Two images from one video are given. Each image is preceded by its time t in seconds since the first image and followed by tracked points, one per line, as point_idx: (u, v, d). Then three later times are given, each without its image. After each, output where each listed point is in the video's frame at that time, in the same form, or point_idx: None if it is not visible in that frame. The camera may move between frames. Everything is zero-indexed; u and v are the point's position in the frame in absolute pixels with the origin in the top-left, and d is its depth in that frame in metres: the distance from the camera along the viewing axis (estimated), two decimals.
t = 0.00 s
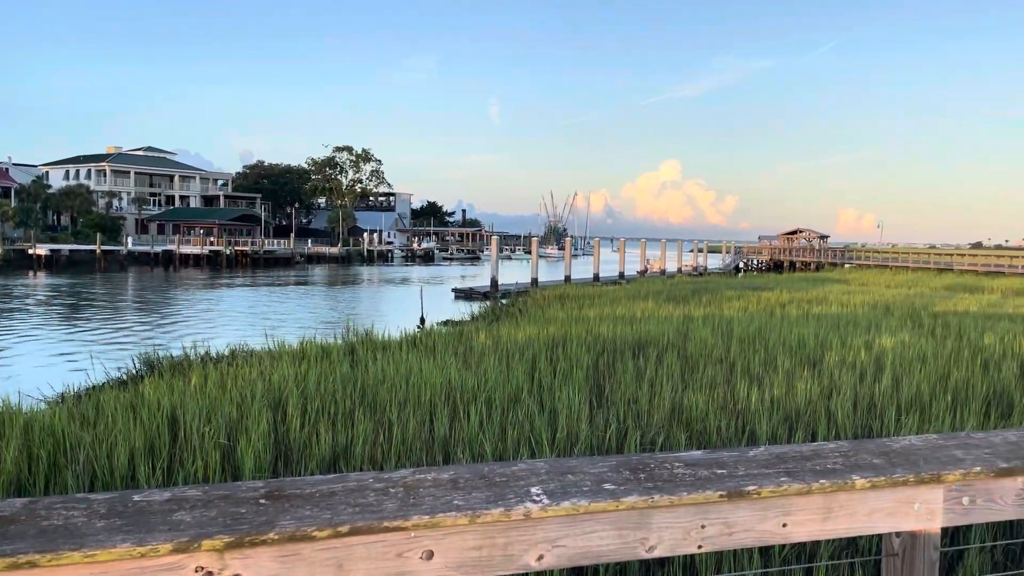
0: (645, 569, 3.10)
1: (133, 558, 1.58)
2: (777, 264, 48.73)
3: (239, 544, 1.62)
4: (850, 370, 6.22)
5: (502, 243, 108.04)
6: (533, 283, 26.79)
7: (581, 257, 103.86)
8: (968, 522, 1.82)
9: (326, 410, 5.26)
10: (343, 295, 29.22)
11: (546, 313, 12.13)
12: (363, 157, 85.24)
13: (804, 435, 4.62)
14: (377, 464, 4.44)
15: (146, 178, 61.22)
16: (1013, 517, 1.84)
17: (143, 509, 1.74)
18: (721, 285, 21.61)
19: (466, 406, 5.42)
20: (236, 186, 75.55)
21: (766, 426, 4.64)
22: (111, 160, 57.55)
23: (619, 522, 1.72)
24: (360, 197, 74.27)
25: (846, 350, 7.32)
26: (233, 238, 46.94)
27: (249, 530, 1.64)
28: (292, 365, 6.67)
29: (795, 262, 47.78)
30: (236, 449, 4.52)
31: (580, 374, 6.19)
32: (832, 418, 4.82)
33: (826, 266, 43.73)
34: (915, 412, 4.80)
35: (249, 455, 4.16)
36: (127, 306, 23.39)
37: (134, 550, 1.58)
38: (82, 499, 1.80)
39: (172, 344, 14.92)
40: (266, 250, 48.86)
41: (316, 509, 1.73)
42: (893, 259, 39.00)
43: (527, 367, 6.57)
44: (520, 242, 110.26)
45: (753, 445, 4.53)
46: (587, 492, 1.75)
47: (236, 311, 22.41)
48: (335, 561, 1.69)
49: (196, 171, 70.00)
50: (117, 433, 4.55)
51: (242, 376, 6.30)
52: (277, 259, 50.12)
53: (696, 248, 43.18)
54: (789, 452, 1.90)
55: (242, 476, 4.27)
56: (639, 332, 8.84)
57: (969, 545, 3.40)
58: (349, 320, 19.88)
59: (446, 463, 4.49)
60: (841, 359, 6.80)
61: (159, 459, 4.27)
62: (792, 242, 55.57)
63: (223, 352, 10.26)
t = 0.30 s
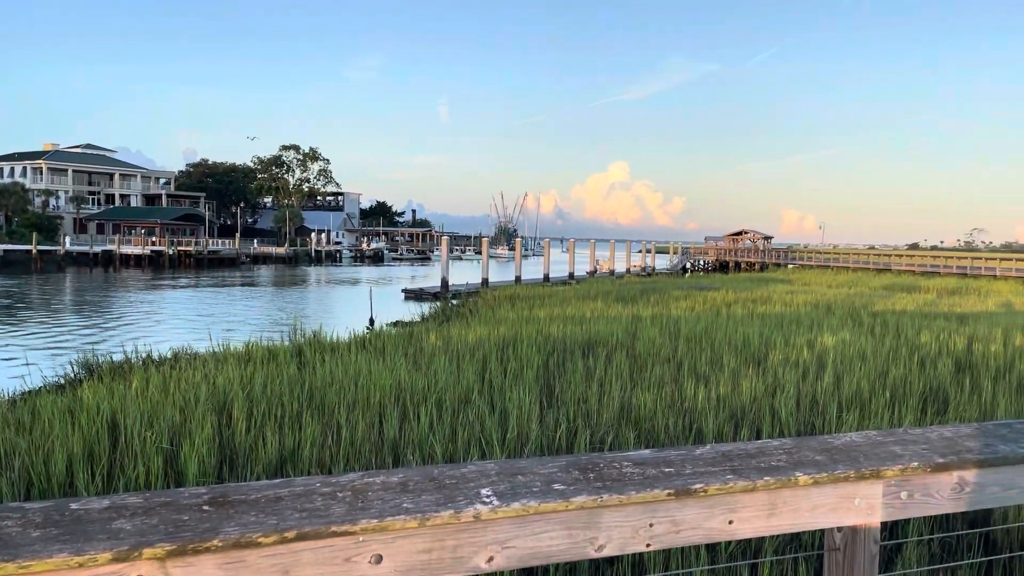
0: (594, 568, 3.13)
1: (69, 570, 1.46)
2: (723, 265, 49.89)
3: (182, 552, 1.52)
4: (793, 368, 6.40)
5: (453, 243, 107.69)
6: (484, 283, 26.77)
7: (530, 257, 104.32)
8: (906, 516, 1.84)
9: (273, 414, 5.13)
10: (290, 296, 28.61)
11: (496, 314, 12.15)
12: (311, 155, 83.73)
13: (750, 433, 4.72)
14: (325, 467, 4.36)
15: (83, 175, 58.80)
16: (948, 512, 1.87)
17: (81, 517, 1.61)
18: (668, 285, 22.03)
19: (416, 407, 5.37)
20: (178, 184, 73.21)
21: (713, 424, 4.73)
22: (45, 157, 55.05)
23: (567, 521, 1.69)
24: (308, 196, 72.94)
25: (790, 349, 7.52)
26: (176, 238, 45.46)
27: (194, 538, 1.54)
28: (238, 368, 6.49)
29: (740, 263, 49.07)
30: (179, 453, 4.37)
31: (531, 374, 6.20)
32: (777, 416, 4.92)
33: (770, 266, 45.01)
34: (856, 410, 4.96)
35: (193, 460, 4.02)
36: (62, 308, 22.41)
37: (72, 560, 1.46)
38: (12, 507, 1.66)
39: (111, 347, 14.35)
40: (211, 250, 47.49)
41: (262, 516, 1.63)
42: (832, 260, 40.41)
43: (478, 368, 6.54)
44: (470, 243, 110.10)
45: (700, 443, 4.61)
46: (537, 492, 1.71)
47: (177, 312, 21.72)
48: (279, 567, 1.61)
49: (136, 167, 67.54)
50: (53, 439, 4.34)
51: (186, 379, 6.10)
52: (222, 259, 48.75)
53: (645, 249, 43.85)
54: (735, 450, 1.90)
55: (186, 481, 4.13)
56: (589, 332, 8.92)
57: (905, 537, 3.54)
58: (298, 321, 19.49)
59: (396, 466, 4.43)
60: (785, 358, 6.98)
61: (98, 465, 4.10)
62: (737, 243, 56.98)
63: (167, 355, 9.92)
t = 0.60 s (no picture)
0: (546, 569, 3.13)
1: None
2: (671, 266, 50.84)
3: (124, 562, 1.35)
4: (740, 367, 6.55)
5: (404, 244, 106.96)
6: (435, 284, 26.64)
7: (481, 258, 104.42)
8: (850, 512, 1.88)
9: (219, 418, 4.97)
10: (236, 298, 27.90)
11: (448, 315, 12.10)
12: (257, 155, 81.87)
13: (698, 432, 4.81)
14: (274, 472, 4.24)
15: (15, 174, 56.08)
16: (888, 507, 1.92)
17: (13, 529, 1.42)
18: (619, 286, 22.33)
19: (366, 410, 5.28)
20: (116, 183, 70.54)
21: (662, 424, 4.80)
22: None
23: (520, 523, 1.61)
24: (254, 196, 71.32)
25: (737, 348, 7.70)
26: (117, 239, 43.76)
27: (135, 547, 1.37)
28: (182, 373, 6.27)
29: (687, 264, 50.11)
30: (120, 461, 4.18)
31: (482, 376, 6.17)
32: (724, 415, 5.03)
33: (716, 267, 46.13)
34: (802, 407, 5.11)
35: (135, 467, 3.86)
36: None
37: None
38: None
39: (46, 351, 13.70)
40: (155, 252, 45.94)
41: (208, 522, 1.47)
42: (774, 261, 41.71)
43: (429, 370, 6.48)
44: (421, 243, 109.46)
45: (649, 443, 4.67)
46: (489, 494, 1.61)
47: (118, 315, 20.99)
48: None
49: (71, 166, 64.74)
50: None
51: (128, 385, 5.86)
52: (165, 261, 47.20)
53: (595, 250, 44.36)
54: (684, 449, 1.90)
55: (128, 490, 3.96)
56: (540, 332, 8.96)
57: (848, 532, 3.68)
58: (244, 324, 19.01)
59: (345, 470, 4.34)
60: (731, 357, 7.14)
61: (33, 475, 3.89)
62: (684, 244, 58.18)
63: (106, 359, 9.54)
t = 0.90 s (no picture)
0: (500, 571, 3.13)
1: None
2: (620, 269, 51.53)
3: None
4: (688, 367, 6.68)
5: (354, 246, 105.58)
6: (386, 287, 26.36)
7: (433, 260, 103.89)
8: (798, 509, 1.93)
9: (163, 425, 4.80)
10: (181, 301, 27.06)
11: (399, 318, 11.98)
12: (201, 155, 79.63)
13: (649, 431, 4.87)
14: (222, 479, 4.14)
15: None
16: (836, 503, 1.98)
17: None
18: (570, 288, 22.54)
19: (316, 414, 5.18)
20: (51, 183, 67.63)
21: (614, 424, 4.85)
22: None
23: (477, 527, 1.57)
24: (198, 197, 69.32)
25: (685, 349, 7.85)
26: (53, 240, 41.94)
27: (78, 560, 1.26)
28: (124, 378, 6.05)
29: (636, 266, 50.90)
30: (59, 470, 4.01)
31: (434, 378, 6.13)
32: (673, 415, 5.12)
33: (665, 269, 46.97)
34: (749, 407, 5.23)
35: (77, 476, 3.71)
36: None
37: None
38: None
39: None
40: (95, 254, 44.24)
41: (155, 532, 1.37)
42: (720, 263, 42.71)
43: (381, 373, 6.40)
44: (371, 245, 108.19)
45: (602, 443, 4.71)
46: (446, 497, 1.56)
47: (55, 320, 20.09)
48: None
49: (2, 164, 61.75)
50: None
51: (67, 391, 5.63)
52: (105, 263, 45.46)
53: (547, 252, 44.61)
54: (639, 449, 1.91)
55: (69, 500, 3.80)
56: (492, 334, 8.96)
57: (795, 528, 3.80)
58: (190, 328, 18.46)
59: (296, 476, 4.25)
60: (680, 358, 7.27)
61: None
62: (634, 247, 59.08)
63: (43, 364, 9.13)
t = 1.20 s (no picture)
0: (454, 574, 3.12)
1: None
2: (571, 270, 51.94)
3: None
4: (640, 368, 6.78)
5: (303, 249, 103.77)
6: (336, 289, 25.96)
7: (383, 263, 102.85)
8: (749, 506, 1.98)
9: (106, 433, 4.63)
10: (121, 306, 26.13)
11: (349, 321, 11.79)
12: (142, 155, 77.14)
13: (601, 432, 4.92)
14: (169, 488, 4.01)
15: None
16: (784, 500, 2.03)
17: None
18: (522, 290, 22.61)
19: (266, 420, 5.07)
20: None
21: (567, 426, 4.88)
22: None
23: (433, 531, 1.55)
24: (139, 198, 67.07)
25: (636, 350, 7.95)
26: None
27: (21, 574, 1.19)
28: (64, 385, 5.81)
29: (587, 268, 51.36)
30: None
31: (386, 383, 6.06)
32: (625, 415, 5.18)
33: (615, 271, 47.59)
34: (699, 407, 5.33)
35: (15, 487, 3.56)
36: None
37: None
38: None
39: None
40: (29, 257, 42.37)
41: (104, 543, 1.30)
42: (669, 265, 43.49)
43: (332, 377, 6.30)
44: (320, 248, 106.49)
45: (554, 445, 4.73)
46: (402, 502, 1.54)
47: None
48: None
49: None
50: None
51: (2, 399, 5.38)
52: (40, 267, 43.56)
53: (499, 255, 44.65)
54: (593, 450, 1.93)
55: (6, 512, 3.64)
56: (445, 337, 8.91)
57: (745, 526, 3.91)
58: (133, 333, 17.84)
59: (246, 483, 4.15)
60: (631, 359, 7.36)
61: None
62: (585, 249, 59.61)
63: None
